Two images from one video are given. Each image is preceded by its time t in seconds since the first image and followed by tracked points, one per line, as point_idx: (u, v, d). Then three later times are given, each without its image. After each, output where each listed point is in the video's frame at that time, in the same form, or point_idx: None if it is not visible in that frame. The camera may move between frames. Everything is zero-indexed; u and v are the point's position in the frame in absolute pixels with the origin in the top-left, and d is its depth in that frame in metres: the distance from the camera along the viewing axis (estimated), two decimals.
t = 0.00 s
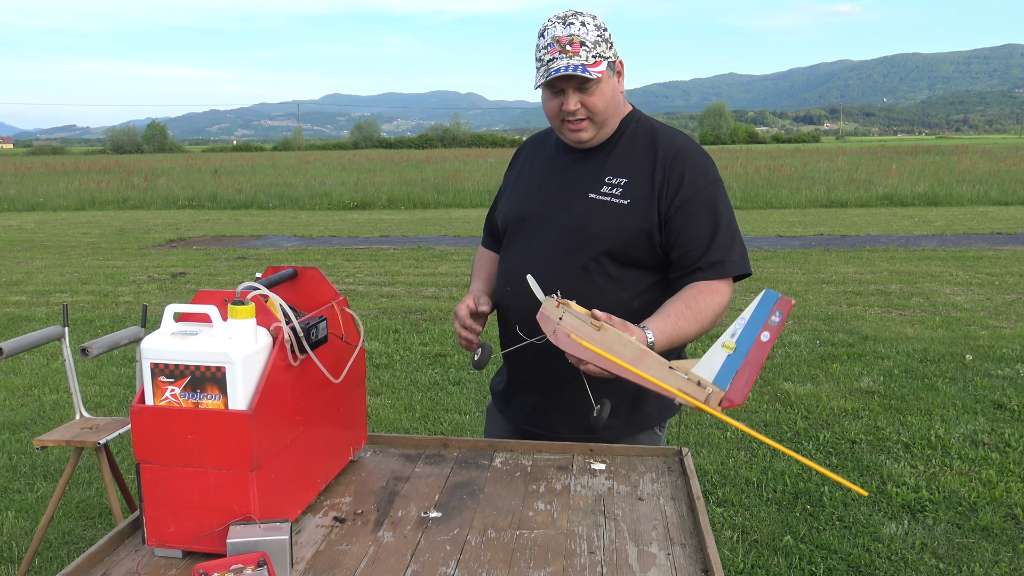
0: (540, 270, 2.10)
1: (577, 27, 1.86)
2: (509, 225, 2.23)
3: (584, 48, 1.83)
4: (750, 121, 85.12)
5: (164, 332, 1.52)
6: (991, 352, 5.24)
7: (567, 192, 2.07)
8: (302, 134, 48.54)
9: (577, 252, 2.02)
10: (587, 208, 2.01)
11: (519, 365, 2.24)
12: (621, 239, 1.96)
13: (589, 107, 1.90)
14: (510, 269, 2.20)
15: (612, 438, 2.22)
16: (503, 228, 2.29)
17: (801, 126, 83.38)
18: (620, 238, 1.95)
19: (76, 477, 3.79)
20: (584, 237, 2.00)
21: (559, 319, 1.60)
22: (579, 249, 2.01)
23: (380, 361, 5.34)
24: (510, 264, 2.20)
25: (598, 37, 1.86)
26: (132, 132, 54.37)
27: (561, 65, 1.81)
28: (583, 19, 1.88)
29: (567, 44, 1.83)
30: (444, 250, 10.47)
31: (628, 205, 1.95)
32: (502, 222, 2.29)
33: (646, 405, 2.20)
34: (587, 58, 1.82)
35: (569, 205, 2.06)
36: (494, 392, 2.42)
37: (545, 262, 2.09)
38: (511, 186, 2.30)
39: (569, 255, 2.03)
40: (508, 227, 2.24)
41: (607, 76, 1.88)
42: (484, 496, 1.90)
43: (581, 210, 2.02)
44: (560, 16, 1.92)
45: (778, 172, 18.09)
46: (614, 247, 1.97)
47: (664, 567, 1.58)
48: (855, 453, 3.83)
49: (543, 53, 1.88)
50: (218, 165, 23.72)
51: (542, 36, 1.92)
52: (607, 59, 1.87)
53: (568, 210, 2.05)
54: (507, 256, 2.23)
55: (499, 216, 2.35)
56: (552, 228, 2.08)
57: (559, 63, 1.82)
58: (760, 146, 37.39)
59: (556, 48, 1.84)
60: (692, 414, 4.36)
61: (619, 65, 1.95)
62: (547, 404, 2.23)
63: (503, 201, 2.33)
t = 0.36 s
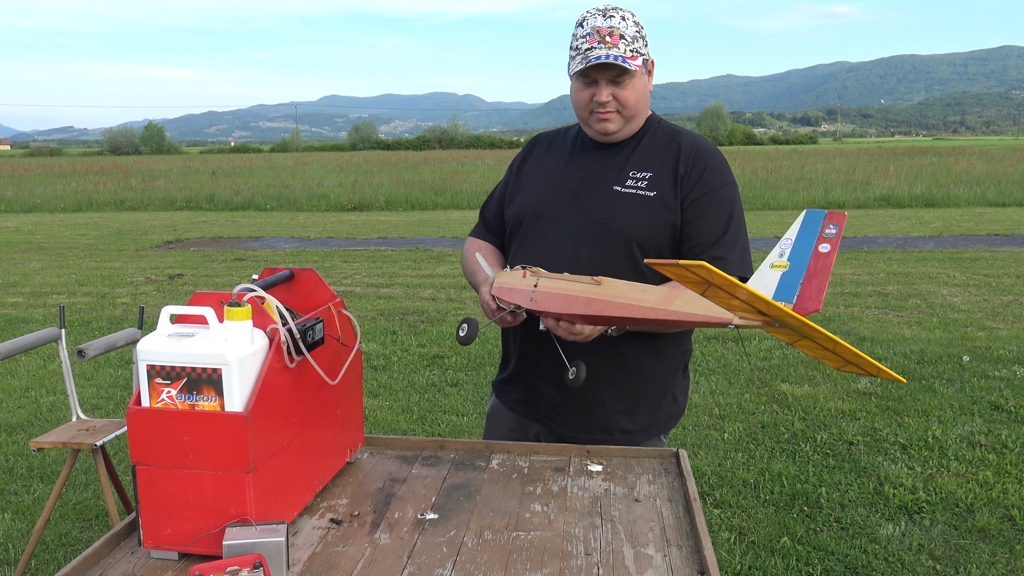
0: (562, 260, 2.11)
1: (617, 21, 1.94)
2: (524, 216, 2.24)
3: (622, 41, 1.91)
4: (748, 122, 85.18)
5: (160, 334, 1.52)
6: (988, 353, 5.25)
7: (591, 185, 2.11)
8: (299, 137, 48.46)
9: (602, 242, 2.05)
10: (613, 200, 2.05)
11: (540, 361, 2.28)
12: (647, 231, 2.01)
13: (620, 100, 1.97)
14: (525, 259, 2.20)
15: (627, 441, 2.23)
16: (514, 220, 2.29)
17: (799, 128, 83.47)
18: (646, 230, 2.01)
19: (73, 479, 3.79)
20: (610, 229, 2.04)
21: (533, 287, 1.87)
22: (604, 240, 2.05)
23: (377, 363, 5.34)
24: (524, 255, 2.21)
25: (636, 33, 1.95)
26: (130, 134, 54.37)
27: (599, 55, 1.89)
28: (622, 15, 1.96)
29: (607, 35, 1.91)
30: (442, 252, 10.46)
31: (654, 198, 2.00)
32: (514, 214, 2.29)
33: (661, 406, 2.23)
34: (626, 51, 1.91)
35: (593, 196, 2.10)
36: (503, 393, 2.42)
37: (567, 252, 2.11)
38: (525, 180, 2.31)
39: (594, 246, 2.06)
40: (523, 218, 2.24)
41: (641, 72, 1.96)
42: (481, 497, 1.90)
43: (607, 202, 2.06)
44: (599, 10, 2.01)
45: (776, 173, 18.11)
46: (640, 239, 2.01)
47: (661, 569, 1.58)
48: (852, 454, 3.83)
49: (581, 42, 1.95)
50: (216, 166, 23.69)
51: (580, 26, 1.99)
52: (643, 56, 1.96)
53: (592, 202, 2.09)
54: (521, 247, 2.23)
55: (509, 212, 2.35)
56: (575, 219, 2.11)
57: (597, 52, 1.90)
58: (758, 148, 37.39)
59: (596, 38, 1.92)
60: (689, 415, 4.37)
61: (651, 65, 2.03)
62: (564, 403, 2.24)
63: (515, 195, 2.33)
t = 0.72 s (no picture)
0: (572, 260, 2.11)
1: (635, 20, 1.94)
2: (532, 217, 2.24)
3: (641, 41, 1.90)
4: (746, 123, 85.29)
5: (158, 336, 1.51)
6: (986, 353, 5.25)
7: (601, 184, 2.12)
8: (297, 139, 48.44)
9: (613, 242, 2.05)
10: (623, 200, 2.06)
11: (547, 361, 2.27)
12: (658, 231, 2.01)
13: (635, 100, 1.98)
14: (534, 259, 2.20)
15: (633, 441, 2.22)
16: (521, 220, 2.29)
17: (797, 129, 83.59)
18: (656, 230, 2.01)
19: (72, 482, 3.78)
20: (621, 228, 2.04)
21: (528, 276, 1.92)
22: (615, 239, 2.05)
23: (376, 365, 5.34)
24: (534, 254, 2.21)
25: (653, 34, 1.94)
26: (127, 136, 54.37)
27: (619, 54, 1.88)
28: (640, 14, 1.96)
29: (626, 34, 1.90)
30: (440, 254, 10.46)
31: (664, 198, 2.01)
32: (521, 215, 2.29)
33: (667, 406, 2.23)
34: (644, 52, 1.90)
35: (603, 197, 2.10)
36: (510, 395, 2.42)
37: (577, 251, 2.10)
38: (532, 180, 2.31)
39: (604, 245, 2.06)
40: (531, 219, 2.25)
41: (657, 72, 1.96)
42: (479, 499, 1.90)
43: (617, 202, 2.06)
44: (616, 8, 1.99)
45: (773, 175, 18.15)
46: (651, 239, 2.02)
47: (659, 570, 1.58)
48: (851, 454, 3.83)
49: (599, 39, 1.94)
50: (214, 169, 23.67)
51: (599, 23, 1.97)
52: (659, 56, 1.96)
53: (602, 202, 2.10)
54: (529, 246, 2.23)
55: (516, 211, 2.35)
56: (585, 218, 2.12)
57: (617, 51, 1.88)
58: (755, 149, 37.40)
59: (615, 37, 1.90)
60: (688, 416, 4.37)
61: (665, 66, 2.03)
62: (572, 403, 2.23)
63: (521, 196, 2.34)
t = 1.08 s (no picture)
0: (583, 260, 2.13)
1: (637, 18, 1.96)
2: (535, 218, 2.23)
3: (646, 38, 1.93)
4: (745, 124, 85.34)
5: (157, 337, 1.51)
6: (985, 354, 5.26)
7: (606, 184, 2.14)
8: (296, 139, 48.39)
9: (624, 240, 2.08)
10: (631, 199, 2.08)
11: (562, 360, 2.26)
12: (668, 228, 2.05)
13: (640, 95, 1.99)
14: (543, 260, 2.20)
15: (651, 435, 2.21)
16: (524, 222, 2.28)
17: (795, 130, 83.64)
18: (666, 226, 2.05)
19: (70, 483, 3.77)
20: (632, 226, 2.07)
21: (535, 262, 1.99)
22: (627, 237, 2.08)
23: (375, 365, 5.34)
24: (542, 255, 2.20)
25: (654, 32, 1.97)
26: (126, 138, 54.38)
27: (628, 49, 1.89)
28: (640, 14, 1.98)
29: (632, 31, 1.92)
30: (439, 254, 10.45)
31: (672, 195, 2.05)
32: (524, 216, 2.28)
33: (680, 401, 2.24)
34: (650, 48, 1.92)
35: (610, 196, 2.12)
36: (522, 398, 2.39)
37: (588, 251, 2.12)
38: (534, 182, 2.29)
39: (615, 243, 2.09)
40: (535, 220, 2.24)
41: (660, 69, 1.99)
42: (478, 500, 1.90)
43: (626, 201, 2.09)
44: (616, 8, 2.01)
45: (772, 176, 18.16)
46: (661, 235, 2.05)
47: (659, 571, 1.58)
48: (850, 456, 3.83)
49: (604, 37, 1.95)
50: (213, 169, 23.67)
51: (601, 22, 1.98)
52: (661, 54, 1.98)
53: (609, 200, 2.12)
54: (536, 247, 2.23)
55: (519, 214, 2.33)
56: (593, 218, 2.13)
57: (625, 46, 1.90)
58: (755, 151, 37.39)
59: (620, 34, 1.92)
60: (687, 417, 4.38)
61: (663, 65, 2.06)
62: (592, 400, 2.21)
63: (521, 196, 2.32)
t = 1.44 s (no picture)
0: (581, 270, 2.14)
1: (616, 28, 1.98)
2: (528, 230, 2.22)
3: (629, 48, 1.96)
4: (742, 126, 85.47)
5: (153, 342, 1.51)
6: (982, 356, 5.26)
7: (595, 192, 2.15)
8: (293, 141, 48.36)
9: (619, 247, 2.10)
10: (622, 205, 2.11)
11: (570, 366, 2.25)
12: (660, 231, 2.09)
13: (625, 103, 2.01)
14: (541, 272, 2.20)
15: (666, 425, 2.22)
16: (516, 235, 2.27)
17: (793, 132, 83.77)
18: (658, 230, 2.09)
19: (67, 486, 3.76)
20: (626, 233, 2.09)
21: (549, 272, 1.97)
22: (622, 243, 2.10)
23: (372, 368, 5.33)
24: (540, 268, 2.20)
25: (633, 41, 2.01)
26: (124, 140, 54.38)
27: (616, 59, 1.91)
28: (618, 24, 2.01)
29: (616, 41, 1.94)
30: (437, 257, 10.45)
31: (660, 198, 2.08)
32: (515, 229, 2.26)
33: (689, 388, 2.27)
34: (633, 57, 1.95)
35: (600, 204, 2.13)
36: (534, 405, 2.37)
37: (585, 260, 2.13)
38: (523, 195, 2.27)
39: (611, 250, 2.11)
40: (528, 233, 2.23)
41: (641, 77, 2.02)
42: (475, 504, 1.90)
43: (617, 208, 2.11)
44: (594, 20, 2.03)
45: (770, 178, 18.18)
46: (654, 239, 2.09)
47: None
48: (847, 458, 3.84)
49: (589, 48, 1.96)
50: (210, 171, 23.63)
51: (583, 33, 1.99)
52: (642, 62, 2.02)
53: (601, 208, 2.13)
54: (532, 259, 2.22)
55: (507, 227, 2.31)
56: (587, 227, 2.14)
57: (612, 56, 1.92)
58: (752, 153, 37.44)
59: (605, 45, 1.94)
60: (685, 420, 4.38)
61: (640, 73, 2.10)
62: (606, 401, 2.20)
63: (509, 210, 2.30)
